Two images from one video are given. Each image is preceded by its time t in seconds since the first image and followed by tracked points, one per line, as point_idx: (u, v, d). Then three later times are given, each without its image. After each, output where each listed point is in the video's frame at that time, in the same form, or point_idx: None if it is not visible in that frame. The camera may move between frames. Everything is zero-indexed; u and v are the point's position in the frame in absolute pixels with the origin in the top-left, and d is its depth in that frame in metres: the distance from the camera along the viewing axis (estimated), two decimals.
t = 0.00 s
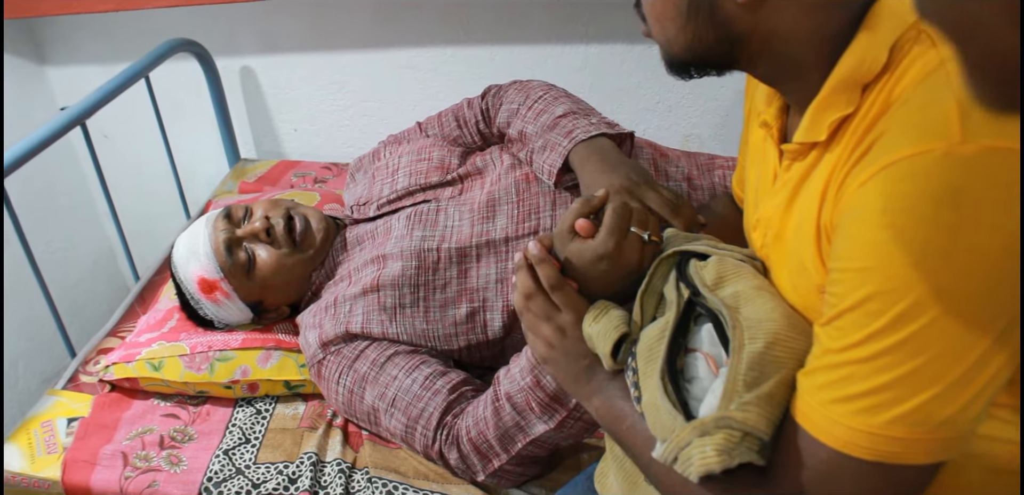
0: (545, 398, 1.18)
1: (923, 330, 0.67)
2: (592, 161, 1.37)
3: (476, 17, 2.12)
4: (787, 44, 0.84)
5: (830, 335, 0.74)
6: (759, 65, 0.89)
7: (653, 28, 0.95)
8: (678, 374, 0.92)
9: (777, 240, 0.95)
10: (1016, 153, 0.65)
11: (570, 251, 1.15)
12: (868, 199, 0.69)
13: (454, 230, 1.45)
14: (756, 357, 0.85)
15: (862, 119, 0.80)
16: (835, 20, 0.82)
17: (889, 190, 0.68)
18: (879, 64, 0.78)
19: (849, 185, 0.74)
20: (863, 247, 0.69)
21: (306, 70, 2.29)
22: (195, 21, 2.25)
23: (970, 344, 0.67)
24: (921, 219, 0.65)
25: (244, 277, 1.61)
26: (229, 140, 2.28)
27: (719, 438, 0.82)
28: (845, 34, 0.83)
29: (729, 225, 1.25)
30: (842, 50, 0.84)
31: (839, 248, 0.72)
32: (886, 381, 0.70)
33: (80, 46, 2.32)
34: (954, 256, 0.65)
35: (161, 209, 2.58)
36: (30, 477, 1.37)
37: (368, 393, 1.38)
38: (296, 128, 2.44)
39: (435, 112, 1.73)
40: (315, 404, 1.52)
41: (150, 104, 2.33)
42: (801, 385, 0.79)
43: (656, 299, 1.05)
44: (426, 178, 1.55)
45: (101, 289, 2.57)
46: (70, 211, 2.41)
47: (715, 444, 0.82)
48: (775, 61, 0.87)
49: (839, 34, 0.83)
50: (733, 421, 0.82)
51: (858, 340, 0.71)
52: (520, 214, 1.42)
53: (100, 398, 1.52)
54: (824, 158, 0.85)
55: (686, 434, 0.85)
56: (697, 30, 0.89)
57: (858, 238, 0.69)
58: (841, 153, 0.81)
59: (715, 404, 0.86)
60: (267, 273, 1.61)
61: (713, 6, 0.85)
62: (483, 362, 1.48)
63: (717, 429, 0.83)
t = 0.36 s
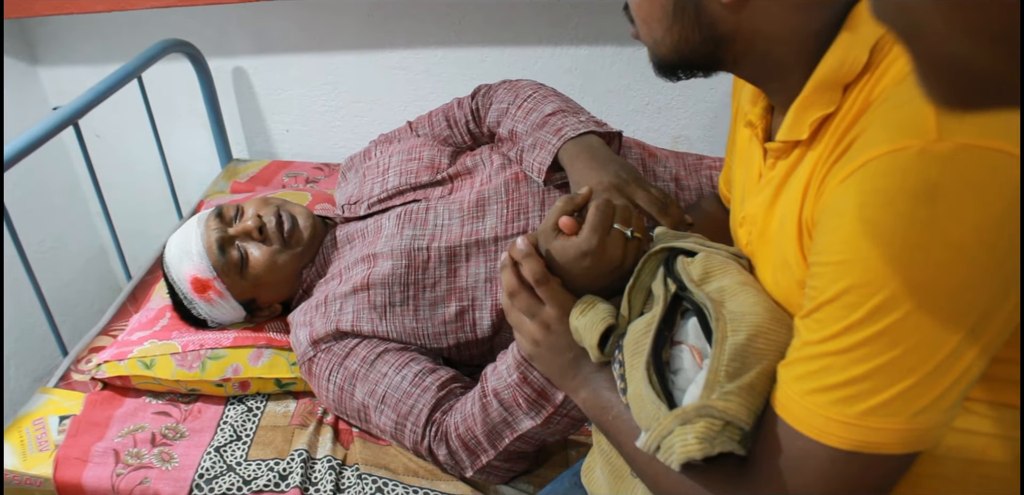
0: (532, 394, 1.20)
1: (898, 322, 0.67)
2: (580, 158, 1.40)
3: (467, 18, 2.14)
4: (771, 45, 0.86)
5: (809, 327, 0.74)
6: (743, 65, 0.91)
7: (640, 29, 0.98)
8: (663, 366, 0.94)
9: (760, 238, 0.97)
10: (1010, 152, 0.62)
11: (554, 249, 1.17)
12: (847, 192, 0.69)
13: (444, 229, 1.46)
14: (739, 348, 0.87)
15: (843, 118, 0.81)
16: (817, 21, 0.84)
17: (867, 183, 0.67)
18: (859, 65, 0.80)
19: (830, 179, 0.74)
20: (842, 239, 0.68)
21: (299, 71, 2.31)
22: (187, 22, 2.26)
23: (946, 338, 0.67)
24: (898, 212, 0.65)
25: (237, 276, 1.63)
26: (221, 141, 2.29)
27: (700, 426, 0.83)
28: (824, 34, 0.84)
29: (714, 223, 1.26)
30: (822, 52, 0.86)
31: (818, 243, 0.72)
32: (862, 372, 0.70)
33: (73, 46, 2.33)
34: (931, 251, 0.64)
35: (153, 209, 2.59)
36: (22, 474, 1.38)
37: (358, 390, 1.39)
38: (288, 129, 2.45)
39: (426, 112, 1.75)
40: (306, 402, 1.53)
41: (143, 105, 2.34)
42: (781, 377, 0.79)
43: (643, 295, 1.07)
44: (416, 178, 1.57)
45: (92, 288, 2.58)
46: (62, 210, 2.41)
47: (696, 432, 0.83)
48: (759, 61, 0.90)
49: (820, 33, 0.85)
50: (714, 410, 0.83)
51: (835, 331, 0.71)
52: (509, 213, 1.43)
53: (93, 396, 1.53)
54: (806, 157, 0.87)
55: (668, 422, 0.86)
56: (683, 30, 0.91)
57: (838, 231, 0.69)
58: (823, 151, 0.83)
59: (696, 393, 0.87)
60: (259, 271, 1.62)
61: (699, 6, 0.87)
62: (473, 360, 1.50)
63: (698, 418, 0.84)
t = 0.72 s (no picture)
0: (521, 390, 1.22)
1: (873, 315, 0.68)
2: (570, 156, 1.42)
3: (458, 19, 2.15)
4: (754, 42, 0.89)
5: (790, 321, 0.76)
6: (724, 64, 0.93)
7: (625, 27, 1.02)
8: (650, 361, 0.96)
9: (744, 234, 0.99)
10: (992, 152, 0.61)
11: (541, 247, 1.19)
12: (825, 188, 0.70)
13: (435, 228, 1.48)
14: (723, 343, 0.89)
15: (822, 116, 0.83)
16: (796, 21, 0.85)
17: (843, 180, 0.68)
18: (837, 65, 0.81)
19: (811, 174, 0.76)
20: (821, 235, 0.70)
21: (290, 71, 2.32)
22: (179, 22, 2.26)
23: (920, 330, 0.68)
24: (873, 208, 0.66)
25: (228, 276, 1.64)
26: (214, 140, 2.31)
27: (684, 418, 0.85)
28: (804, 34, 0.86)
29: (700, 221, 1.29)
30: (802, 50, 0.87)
31: (798, 238, 0.74)
32: (841, 364, 0.72)
33: (66, 46, 2.33)
34: (905, 247, 0.65)
35: (146, 209, 2.60)
36: (16, 471, 1.39)
37: (350, 388, 1.41)
38: (280, 129, 2.47)
39: (417, 112, 1.77)
40: (299, 399, 1.55)
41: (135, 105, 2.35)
42: (764, 371, 0.81)
43: (631, 291, 1.09)
44: (408, 177, 1.59)
45: (85, 288, 2.58)
46: (54, 210, 2.42)
47: (680, 425, 0.85)
48: (739, 60, 0.92)
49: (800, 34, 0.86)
50: (698, 403, 0.85)
51: (815, 324, 0.73)
52: (499, 212, 1.45)
53: (86, 393, 1.54)
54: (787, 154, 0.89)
55: (653, 414, 0.88)
56: (665, 29, 0.94)
57: (816, 226, 0.70)
58: (803, 148, 0.85)
59: (681, 385, 0.89)
60: (251, 272, 1.64)
61: (682, 6, 0.90)
62: (464, 358, 1.52)
63: (682, 410, 0.86)
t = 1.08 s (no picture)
0: (513, 388, 1.24)
1: (852, 312, 0.71)
2: (550, 155, 1.44)
3: (451, 25, 2.18)
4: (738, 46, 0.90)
5: (774, 318, 0.79)
6: (709, 68, 0.96)
7: (614, 33, 1.04)
8: (639, 359, 0.98)
9: (730, 235, 1.01)
10: (966, 154, 0.60)
11: (528, 244, 1.22)
12: (808, 188, 0.72)
13: (428, 229, 1.50)
14: (709, 340, 0.91)
15: (806, 119, 0.86)
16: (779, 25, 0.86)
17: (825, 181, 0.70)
18: (816, 72, 0.81)
19: (795, 174, 0.78)
20: (803, 234, 0.72)
21: (285, 77, 2.34)
22: (174, 28, 2.28)
23: (899, 326, 0.70)
24: (852, 207, 0.67)
25: (226, 276, 1.66)
26: (209, 146, 2.32)
27: (671, 414, 0.87)
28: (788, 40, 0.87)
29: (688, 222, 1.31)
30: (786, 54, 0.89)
31: (782, 236, 0.76)
32: (822, 360, 0.74)
33: (62, 53, 2.35)
34: (883, 247, 0.66)
35: (142, 214, 2.61)
36: (13, 474, 1.40)
37: (345, 389, 1.43)
38: (275, 134, 2.48)
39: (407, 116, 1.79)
40: (294, 402, 1.56)
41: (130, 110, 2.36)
42: (749, 368, 0.83)
43: (622, 291, 1.11)
44: (400, 180, 1.62)
45: (80, 293, 2.59)
46: (50, 215, 2.43)
47: (666, 420, 0.87)
48: (723, 65, 0.95)
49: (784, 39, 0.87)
50: (685, 398, 0.87)
51: (797, 320, 0.75)
52: (492, 213, 1.47)
53: (83, 397, 1.55)
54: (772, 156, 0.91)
55: (641, 410, 0.90)
56: (653, 34, 0.97)
57: (799, 225, 0.73)
58: (787, 150, 0.87)
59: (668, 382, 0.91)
60: (248, 271, 1.65)
61: (670, 15, 0.93)
62: (457, 358, 1.54)
63: (670, 406, 0.88)
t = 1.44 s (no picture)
0: (511, 390, 1.26)
1: (838, 312, 0.72)
2: (551, 167, 1.46)
3: (447, 31, 2.20)
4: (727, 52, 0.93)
5: (763, 319, 0.80)
6: (699, 74, 0.98)
7: (603, 40, 1.07)
8: (633, 361, 0.99)
9: (720, 238, 1.03)
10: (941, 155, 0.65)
11: (529, 251, 1.23)
12: (793, 192, 0.74)
13: (426, 234, 1.52)
14: (699, 342, 0.93)
15: (792, 122, 0.88)
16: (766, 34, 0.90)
17: (810, 185, 0.73)
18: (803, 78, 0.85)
19: (782, 177, 0.80)
20: (790, 237, 0.74)
21: (282, 82, 2.36)
22: (172, 34, 2.30)
23: (885, 326, 0.72)
24: (837, 208, 0.70)
25: (223, 284, 1.67)
26: (206, 151, 2.34)
27: (663, 415, 0.89)
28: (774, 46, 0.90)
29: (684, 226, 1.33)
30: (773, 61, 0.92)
31: (770, 239, 0.78)
32: (811, 360, 0.76)
33: (59, 58, 2.36)
34: (868, 247, 0.69)
35: (140, 218, 2.62)
36: (13, 476, 1.41)
37: (343, 391, 1.44)
38: (272, 139, 2.50)
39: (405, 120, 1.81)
40: (292, 404, 1.58)
41: (128, 115, 2.38)
42: (739, 370, 0.84)
43: (615, 294, 1.13)
44: (399, 186, 1.63)
45: (78, 297, 2.60)
46: (47, 220, 2.44)
47: (658, 421, 0.89)
48: (713, 72, 0.97)
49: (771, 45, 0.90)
50: (676, 399, 0.89)
51: (786, 321, 0.77)
52: (489, 218, 1.49)
53: (81, 400, 1.57)
54: (759, 159, 0.93)
55: (633, 411, 0.91)
56: (641, 41, 0.99)
57: (786, 228, 0.75)
58: (773, 153, 0.89)
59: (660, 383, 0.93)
60: (244, 279, 1.67)
61: (658, 20, 0.95)
62: (454, 362, 1.55)
63: (661, 407, 0.89)
